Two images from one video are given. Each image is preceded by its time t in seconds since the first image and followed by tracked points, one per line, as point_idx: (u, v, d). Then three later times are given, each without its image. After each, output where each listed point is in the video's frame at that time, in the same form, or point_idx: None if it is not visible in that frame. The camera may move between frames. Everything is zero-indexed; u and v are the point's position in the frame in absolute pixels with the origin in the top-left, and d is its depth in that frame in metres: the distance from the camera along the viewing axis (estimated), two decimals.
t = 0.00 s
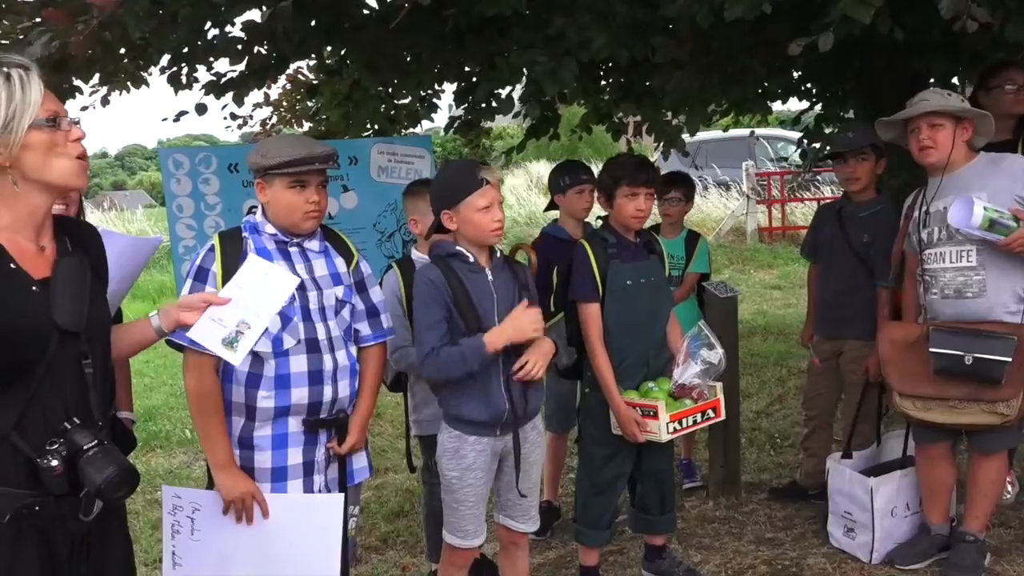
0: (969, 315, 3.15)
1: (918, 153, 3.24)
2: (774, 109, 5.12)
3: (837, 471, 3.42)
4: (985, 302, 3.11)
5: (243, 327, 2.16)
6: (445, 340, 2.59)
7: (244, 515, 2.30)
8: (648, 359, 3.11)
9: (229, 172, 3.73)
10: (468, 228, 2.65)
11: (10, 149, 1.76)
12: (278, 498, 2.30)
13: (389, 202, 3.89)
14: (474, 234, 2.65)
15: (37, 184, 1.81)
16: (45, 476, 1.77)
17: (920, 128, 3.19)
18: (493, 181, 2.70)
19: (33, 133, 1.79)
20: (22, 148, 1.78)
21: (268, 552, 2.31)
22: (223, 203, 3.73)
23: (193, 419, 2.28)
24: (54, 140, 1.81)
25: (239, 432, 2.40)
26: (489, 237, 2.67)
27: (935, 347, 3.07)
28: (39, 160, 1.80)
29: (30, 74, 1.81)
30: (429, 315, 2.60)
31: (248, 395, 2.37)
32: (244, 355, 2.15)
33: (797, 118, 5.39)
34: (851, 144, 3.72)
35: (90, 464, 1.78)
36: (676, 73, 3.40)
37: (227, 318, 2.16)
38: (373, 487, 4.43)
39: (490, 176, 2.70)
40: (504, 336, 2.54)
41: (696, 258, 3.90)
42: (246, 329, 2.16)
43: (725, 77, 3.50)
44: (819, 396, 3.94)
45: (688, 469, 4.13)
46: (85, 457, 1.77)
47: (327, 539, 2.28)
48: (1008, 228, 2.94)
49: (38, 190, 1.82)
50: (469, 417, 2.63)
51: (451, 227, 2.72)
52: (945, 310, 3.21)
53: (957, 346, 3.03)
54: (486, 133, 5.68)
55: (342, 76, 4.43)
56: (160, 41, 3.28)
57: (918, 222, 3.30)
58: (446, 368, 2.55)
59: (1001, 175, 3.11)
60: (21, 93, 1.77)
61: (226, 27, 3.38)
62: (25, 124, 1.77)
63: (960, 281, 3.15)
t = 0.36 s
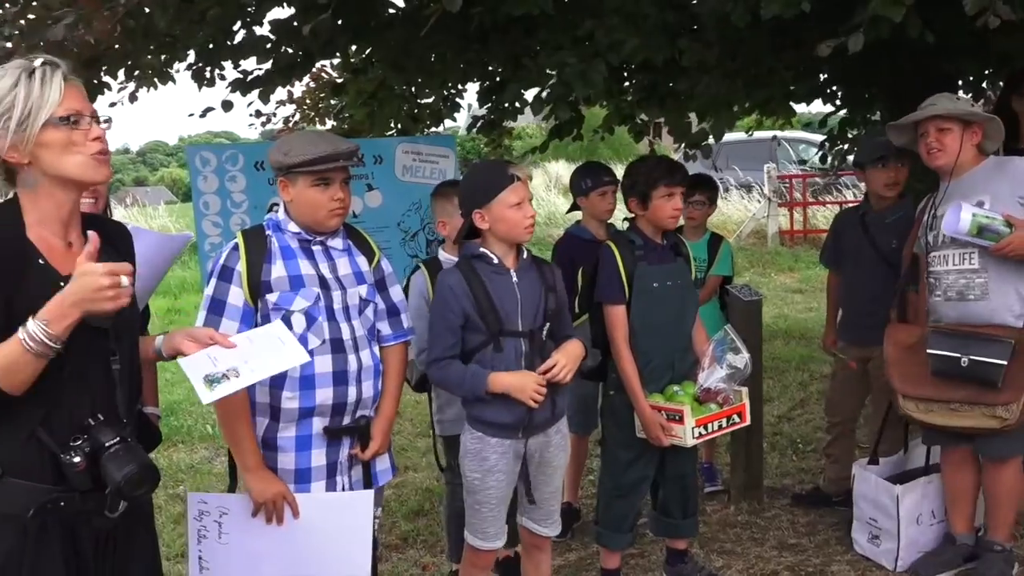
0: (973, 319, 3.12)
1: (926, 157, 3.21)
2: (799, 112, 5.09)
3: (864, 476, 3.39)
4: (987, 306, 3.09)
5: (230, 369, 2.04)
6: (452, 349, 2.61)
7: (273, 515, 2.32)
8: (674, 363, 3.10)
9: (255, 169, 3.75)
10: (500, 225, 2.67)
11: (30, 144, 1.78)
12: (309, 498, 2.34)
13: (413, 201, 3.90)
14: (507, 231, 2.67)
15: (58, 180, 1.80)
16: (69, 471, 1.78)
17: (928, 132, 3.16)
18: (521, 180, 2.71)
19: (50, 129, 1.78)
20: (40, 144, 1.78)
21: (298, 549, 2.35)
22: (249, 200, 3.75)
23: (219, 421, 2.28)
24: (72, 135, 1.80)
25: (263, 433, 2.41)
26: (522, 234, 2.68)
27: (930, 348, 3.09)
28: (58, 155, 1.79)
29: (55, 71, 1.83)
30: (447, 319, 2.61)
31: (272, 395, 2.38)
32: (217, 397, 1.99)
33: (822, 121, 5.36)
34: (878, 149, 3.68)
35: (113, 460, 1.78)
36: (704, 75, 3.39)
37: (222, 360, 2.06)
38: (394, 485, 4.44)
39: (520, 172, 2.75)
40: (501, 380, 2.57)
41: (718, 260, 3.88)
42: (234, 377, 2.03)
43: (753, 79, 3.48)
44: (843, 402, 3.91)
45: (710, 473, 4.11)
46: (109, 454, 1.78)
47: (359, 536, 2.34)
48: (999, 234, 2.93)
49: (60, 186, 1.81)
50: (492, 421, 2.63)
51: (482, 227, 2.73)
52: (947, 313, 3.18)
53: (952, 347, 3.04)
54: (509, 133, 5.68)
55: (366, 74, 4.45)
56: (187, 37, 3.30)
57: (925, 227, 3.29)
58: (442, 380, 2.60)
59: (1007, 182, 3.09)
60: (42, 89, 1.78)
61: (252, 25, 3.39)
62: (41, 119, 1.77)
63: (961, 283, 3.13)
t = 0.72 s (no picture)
0: (1014, 328, 2.98)
1: (978, 161, 3.14)
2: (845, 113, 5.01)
3: (916, 487, 3.32)
4: None
5: (265, 372, 2.04)
6: (496, 352, 2.62)
7: (313, 518, 2.33)
8: (721, 369, 3.07)
9: (301, 170, 3.78)
10: (545, 226, 2.66)
11: (106, 139, 1.84)
12: (348, 501, 2.35)
13: (456, 202, 3.90)
14: (552, 232, 2.66)
15: (129, 175, 1.86)
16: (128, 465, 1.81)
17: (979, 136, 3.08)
18: (569, 180, 2.71)
19: (127, 125, 1.85)
20: (116, 139, 1.84)
21: (339, 552, 2.37)
22: (295, 199, 3.78)
23: (259, 421, 2.29)
24: (147, 132, 1.87)
25: (303, 435, 2.42)
26: (567, 236, 2.67)
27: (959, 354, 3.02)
28: (132, 151, 1.85)
29: (133, 74, 1.91)
30: (492, 322, 2.61)
31: (313, 398, 2.39)
32: (249, 397, 1.99)
33: (869, 124, 5.27)
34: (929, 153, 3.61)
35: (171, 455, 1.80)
36: (753, 76, 3.35)
37: (260, 363, 2.06)
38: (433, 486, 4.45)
39: (565, 173, 2.72)
40: (539, 385, 2.56)
41: (763, 264, 3.82)
42: (269, 382, 2.04)
43: (801, 80, 3.43)
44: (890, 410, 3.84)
45: (752, 480, 4.06)
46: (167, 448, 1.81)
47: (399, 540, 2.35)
48: None
49: (131, 181, 1.87)
50: (535, 424, 2.62)
51: (527, 229, 2.72)
52: (989, 321, 3.06)
53: (982, 353, 2.96)
54: (549, 134, 5.67)
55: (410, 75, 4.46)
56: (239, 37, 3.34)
57: (971, 231, 3.20)
58: (486, 383, 2.61)
59: None
60: (122, 87, 1.86)
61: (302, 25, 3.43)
62: (120, 115, 1.84)
63: (1003, 292, 3.00)
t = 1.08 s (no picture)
0: None
1: None
2: (907, 116, 4.89)
3: (980, 504, 3.22)
4: None
5: (328, 388, 2.14)
6: (551, 358, 2.61)
7: (358, 525, 2.34)
8: (778, 378, 3.01)
9: (355, 175, 3.81)
10: (601, 232, 2.65)
11: (224, 149, 2.07)
12: (392, 509, 2.36)
13: (508, 206, 3.91)
14: (608, 238, 2.65)
15: (239, 183, 2.09)
16: (215, 459, 2.02)
17: None
18: (625, 185, 2.70)
19: (244, 138, 2.09)
20: (232, 150, 2.08)
21: (385, 558, 2.38)
22: (349, 204, 3.82)
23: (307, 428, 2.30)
24: (260, 147, 2.10)
25: (353, 440, 2.43)
26: (622, 241, 2.65)
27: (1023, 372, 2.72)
28: (245, 162, 2.09)
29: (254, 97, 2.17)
30: (547, 328, 2.60)
31: (362, 404, 2.40)
32: (309, 409, 2.10)
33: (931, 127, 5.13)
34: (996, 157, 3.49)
35: (258, 452, 2.03)
36: (811, 79, 3.28)
37: (324, 377, 2.15)
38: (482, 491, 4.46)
39: (620, 179, 2.71)
40: (595, 382, 2.55)
41: (821, 271, 3.75)
42: (331, 397, 2.13)
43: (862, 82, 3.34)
44: (953, 422, 3.73)
45: (808, 492, 3.99)
46: (256, 445, 2.04)
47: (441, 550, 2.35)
48: None
49: (241, 189, 2.10)
50: (591, 432, 2.62)
51: (581, 234, 2.72)
52: None
53: None
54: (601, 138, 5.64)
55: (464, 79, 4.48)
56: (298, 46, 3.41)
57: None
58: (541, 388, 2.61)
59: None
60: (245, 106, 2.12)
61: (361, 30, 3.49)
62: (239, 129, 2.08)
63: None
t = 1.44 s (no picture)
0: None
1: None
2: (959, 122, 4.77)
3: None
4: None
5: (385, 394, 2.18)
6: (594, 367, 2.61)
7: (418, 530, 2.37)
8: (826, 390, 2.95)
9: (397, 182, 3.87)
10: (646, 241, 2.64)
11: (305, 162, 2.12)
12: (452, 515, 2.38)
13: (551, 213, 3.93)
14: (652, 246, 2.64)
15: (317, 197, 2.13)
16: (282, 454, 2.07)
17: None
18: (671, 193, 2.68)
19: (324, 153, 2.13)
20: (312, 164, 2.12)
21: (444, 561, 2.40)
22: (392, 211, 3.87)
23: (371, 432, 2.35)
24: (339, 163, 2.15)
25: (411, 443, 2.51)
26: (667, 250, 2.63)
27: None
28: (323, 176, 2.13)
29: (337, 116, 2.23)
30: (589, 338, 2.60)
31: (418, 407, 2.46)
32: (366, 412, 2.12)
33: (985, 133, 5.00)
34: None
35: (325, 451, 2.08)
36: (861, 84, 3.21)
37: (384, 387, 2.19)
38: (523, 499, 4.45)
39: (667, 186, 2.69)
40: (641, 394, 2.53)
41: (872, 280, 3.67)
42: (388, 406, 2.16)
43: (914, 86, 3.26)
44: (1008, 437, 3.62)
45: (856, 506, 3.90)
46: (323, 445, 2.09)
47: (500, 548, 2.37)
48: None
49: (318, 203, 2.13)
50: (635, 443, 2.60)
51: (625, 243, 2.71)
52: None
53: None
54: (643, 143, 5.59)
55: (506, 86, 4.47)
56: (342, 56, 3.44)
57: None
58: (585, 399, 2.61)
59: None
60: (329, 122, 2.17)
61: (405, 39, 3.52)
62: (321, 143, 2.13)
63: None
